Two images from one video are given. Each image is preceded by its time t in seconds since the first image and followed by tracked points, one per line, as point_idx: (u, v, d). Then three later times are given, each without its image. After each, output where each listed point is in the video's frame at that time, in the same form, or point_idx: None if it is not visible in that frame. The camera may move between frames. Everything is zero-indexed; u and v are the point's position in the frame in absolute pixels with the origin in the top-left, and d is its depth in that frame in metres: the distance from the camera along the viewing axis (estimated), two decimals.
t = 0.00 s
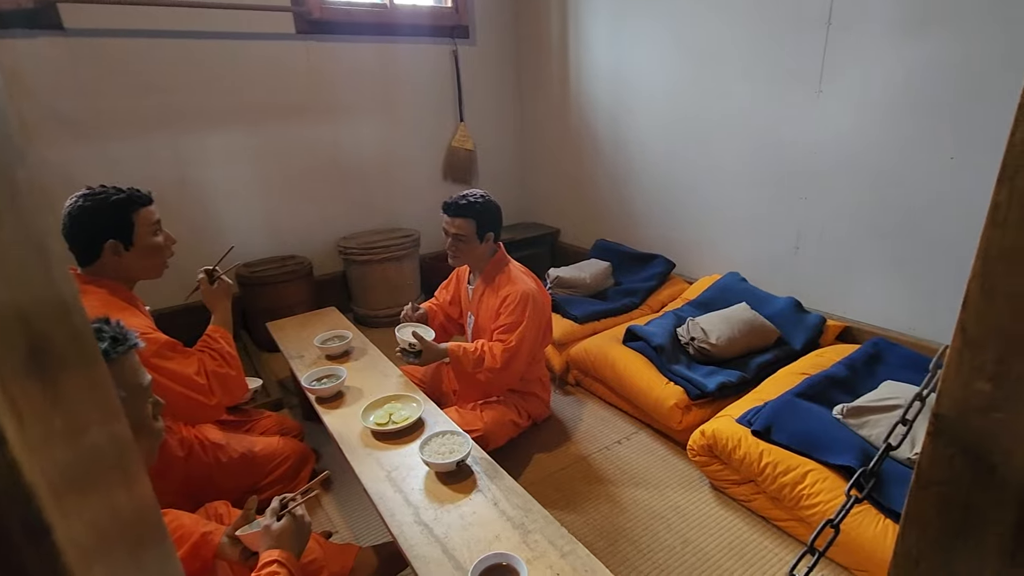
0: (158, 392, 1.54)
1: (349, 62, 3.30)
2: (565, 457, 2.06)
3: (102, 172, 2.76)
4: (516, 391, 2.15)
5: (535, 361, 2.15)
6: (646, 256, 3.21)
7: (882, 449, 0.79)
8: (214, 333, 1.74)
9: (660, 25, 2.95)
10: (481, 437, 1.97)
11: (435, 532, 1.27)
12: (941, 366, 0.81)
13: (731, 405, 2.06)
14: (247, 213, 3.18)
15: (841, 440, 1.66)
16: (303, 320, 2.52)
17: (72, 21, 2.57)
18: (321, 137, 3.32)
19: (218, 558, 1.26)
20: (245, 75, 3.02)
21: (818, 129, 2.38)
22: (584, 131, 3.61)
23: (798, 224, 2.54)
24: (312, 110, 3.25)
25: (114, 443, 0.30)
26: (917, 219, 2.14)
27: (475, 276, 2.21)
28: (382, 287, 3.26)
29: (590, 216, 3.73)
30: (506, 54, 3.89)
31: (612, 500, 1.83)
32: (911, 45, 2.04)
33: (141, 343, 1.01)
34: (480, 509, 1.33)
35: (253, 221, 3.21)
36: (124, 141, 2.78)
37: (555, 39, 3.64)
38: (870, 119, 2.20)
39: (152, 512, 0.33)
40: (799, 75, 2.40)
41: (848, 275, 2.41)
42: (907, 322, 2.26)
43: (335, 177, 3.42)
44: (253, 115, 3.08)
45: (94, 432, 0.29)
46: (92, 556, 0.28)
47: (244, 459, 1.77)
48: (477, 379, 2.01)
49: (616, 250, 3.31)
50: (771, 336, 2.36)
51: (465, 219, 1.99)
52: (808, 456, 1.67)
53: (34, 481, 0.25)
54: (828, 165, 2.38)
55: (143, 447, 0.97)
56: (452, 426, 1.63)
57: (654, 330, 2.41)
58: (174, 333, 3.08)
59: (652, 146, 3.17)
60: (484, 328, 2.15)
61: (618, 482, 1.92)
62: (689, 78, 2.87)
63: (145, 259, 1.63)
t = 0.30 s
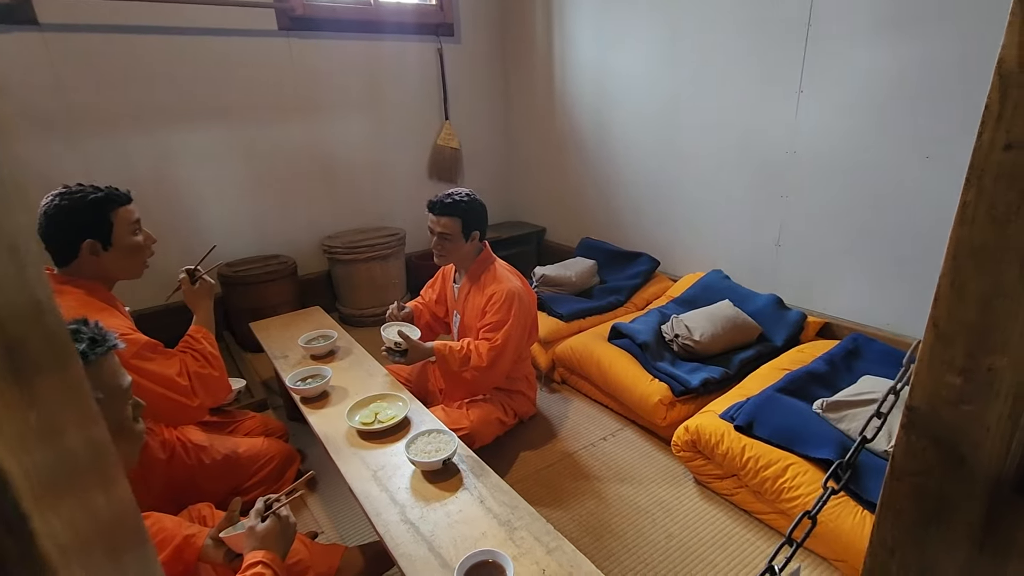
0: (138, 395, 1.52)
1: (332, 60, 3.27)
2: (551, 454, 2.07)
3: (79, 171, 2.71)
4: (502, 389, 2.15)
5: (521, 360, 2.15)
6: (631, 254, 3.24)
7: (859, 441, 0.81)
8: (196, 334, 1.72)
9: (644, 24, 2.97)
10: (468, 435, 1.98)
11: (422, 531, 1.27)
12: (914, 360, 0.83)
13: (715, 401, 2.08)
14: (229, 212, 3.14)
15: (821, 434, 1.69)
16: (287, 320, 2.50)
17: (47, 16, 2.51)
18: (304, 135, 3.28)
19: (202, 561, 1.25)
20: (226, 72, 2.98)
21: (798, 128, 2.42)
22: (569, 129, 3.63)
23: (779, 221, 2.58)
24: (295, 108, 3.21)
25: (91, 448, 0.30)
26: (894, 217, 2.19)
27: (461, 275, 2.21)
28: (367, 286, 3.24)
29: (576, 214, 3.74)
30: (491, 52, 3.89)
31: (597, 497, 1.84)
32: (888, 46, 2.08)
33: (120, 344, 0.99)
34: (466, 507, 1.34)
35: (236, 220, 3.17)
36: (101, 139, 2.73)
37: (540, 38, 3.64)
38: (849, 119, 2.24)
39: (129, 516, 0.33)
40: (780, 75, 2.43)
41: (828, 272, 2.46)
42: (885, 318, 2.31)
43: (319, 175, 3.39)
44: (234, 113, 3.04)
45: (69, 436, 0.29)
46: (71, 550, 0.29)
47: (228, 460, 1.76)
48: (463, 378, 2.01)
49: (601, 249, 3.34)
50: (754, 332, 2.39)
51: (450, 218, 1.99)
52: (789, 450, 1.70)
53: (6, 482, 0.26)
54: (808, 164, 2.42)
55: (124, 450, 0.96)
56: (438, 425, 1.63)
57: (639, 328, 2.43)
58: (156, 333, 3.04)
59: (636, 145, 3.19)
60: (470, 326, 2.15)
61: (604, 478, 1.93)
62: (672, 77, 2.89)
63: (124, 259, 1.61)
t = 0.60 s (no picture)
0: (125, 395, 1.51)
1: (321, 58, 3.26)
2: (543, 452, 2.08)
3: (63, 170, 2.67)
4: (493, 388, 2.16)
5: (511, 358, 2.16)
6: (621, 253, 3.26)
7: (843, 436, 0.82)
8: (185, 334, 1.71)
9: (632, 25, 2.98)
10: (459, 434, 1.98)
11: (413, 530, 1.27)
12: (895, 356, 0.84)
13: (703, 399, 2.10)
14: (218, 211, 3.11)
15: (808, 430, 1.71)
16: (276, 320, 2.48)
17: (29, 13, 2.47)
18: (293, 134, 3.26)
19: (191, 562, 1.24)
20: (213, 70, 2.95)
21: (785, 127, 2.45)
22: (559, 129, 3.64)
23: (767, 220, 2.61)
24: (283, 106, 3.19)
25: (93, 446, 0.29)
26: (879, 217, 2.22)
27: (452, 274, 2.20)
28: (358, 286, 3.24)
29: (566, 213, 3.76)
30: (480, 51, 3.89)
31: (588, 494, 1.85)
32: (872, 47, 2.11)
33: (107, 344, 0.98)
34: (457, 506, 1.34)
35: (224, 220, 3.15)
36: (86, 138, 2.69)
37: (530, 37, 3.64)
38: (834, 119, 2.27)
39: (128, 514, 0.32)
40: (767, 75, 2.45)
41: (815, 270, 2.49)
42: (870, 316, 2.34)
43: (308, 174, 3.38)
44: (222, 111, 3.02)
45: (67, 431, 0.27)
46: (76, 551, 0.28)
47: (217, 462, 1.74)
48: (453, 377, 2.01)
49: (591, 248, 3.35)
50: (742, 330, 2.42)
51: (441, 217, 1.98)
52: (777, 446, 1.72)
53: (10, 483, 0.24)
54: (794, 163, 2.45)
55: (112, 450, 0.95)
56: (429, 425, 1.63)
57: (629, 326, 2.45)
58: (144, 334, 3.01)
59: (625, 145, 3.21)
60: (460, 325, 2.15)
61: (594, 476, 1.95)
62: (661, 78, 2.91)
63: (111, 259, 1.59)
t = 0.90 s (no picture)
0: (115, 398, 1.49)
1: (312, 58, 3.24)
2: (536, 452, 2.08)
3: (51, 171, 2.64)
4: (486, 388, 2.16)
5: (505, 359, 2.16)
6: (613, 253, 3.27)
7: (833, 433, 0.82)
8: (175, 336, 1.70)
9: (624, 25, 2.99)
10: (452, 435, 1.98)
11: (407, 531, 1.27)
12: (884, 353, 0.85)
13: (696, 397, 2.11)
14: (209, 212, 3.09)
15: (799, 428, 1.73)
16: (268, 321, 2.47)
17: (16, 12, 2.44)
18: (285, 134, 3.25)
19: (183, 566, 1.23)
20: (203, 70, 2.93)
21: (776, 127, 2.46)
22: (551, 129, 3.64)
23: (758, 219, 2.63)
24: (274, 106, 3.18)
25: (85, 446, 0.29)
26: (868, 217, 2.24)
27: (444, 275, 2.20)
28: (350, 287, 3.22)
29: (558, 213, 3.76)
30: (472, 51, 3.89)
31: (582, 494, 1.86)
32: (861, 48, 2.13)
33: (97, 346, 0.98)
34: (451, 506, 1.34)
35: (215, 221, 3.13)
36: (74, 139, 2.66)
37: (522, 38, 3.65)
38: (824, 119, 2.29)
39: (116, 519, 0.32)
40: (757, 75, 2.47)
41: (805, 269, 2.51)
42: (860, 314, 2.36)
43: (300, 175, 3.36)
44: (212, 112, 2.99)
45: (61, 430, 0.28)
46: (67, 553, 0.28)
47: (208, 464, 1.73)
48: (446, 378, 2.01)
49: (584, 248, 3.36)
50: (734, 329, 2.43)
51: (433, 217, 1.98)
52: (769, 444, 1.73)
53: None
54: (785, 163, 2.46)
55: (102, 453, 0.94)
56: (422, 425, 1.63)
57: (622, 326, 2.46)
58: (134, 336, 2.99)
59: (617, 145, 3.22)
60: (453, 326, 2.15)
61: (588, 475, 1.95)
62: (652, 78, 2.92)
63: (100, 261, 1.58)
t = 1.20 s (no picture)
0: (106, 403, 1.48)
1: (306, 62, 3.25)
2: (531, 455, 2.09)
3: (40, 175, 2.61)
4: (480, 391, 2.16)
5: (499, 361, 2.16)
6: (606, 256, 3.28)
7: (823, 433, 0.83)
8: (168, 341, 1.69)
9: (615, 29, 3.01)
10: (447, 438, 1.98)
11: (401, 534, 1.27)
12: (873, 354, 0.86)
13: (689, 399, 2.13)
14: (201, 217, 3.08)
15: (790, 428, 1.74)
16: (261, 325, 2.46)
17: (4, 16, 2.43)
18: (277, 138, 3.25)
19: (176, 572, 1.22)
20: (195, 73, 2.92)
21: (766, 130, 2.49)
22: (543, 132, 3.65)
23: (749, 221, 2.65)
24: (267, 110, 3.17)
25: (83, 450, 0.30)
26: (857, 218, 2.27)
27: (438, 278, 2.20)
28: (344, 290, 3.22)
29: (551, 216, 3.78)
30: (465, 55, 3.90)
31: (576, 496, 1.86)
32: (850, 51, 2.15)
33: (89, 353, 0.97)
34: (445, 509, 1.34)
35: (207, 225, 3.12)
36: (64, 143, 2.65)
37: (514, 41, 3.66)
38: (813, 121, 2.32)
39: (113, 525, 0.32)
40: (747, 78, 2.50)
41: (796, 270, 2.53)
42: (850, 315, 2.39)
43: (292, 179, 3.36)
44: (204, 116, 2.98)
45: (63, 433, 0.28)
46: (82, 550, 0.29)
47: (201, 470, 1.72)
48: (441, 381, 2.01)
49: (577, 251, 3.38)
50: (726, 331, 2.45)
51: (426, 221, 1.98)
52: (761, 444, 1.74)
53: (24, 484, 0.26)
54: (775, 165, 2.49)
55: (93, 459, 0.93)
56: (417, 429, 1.63)
57: (615, 328, 2.47)
58: (125, 342, 2.97)
59: (609, 148, 3.23)
60: (447, 329, 2.15)
61: (582, 477, 1.96)
62: (644, 81, 2.95)
63: (91, 265, 1.57)
